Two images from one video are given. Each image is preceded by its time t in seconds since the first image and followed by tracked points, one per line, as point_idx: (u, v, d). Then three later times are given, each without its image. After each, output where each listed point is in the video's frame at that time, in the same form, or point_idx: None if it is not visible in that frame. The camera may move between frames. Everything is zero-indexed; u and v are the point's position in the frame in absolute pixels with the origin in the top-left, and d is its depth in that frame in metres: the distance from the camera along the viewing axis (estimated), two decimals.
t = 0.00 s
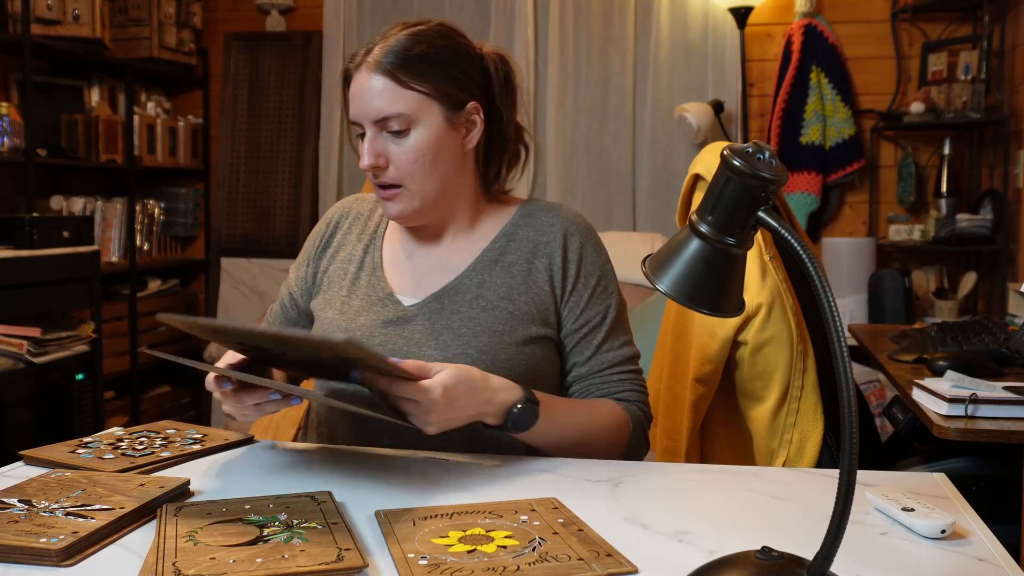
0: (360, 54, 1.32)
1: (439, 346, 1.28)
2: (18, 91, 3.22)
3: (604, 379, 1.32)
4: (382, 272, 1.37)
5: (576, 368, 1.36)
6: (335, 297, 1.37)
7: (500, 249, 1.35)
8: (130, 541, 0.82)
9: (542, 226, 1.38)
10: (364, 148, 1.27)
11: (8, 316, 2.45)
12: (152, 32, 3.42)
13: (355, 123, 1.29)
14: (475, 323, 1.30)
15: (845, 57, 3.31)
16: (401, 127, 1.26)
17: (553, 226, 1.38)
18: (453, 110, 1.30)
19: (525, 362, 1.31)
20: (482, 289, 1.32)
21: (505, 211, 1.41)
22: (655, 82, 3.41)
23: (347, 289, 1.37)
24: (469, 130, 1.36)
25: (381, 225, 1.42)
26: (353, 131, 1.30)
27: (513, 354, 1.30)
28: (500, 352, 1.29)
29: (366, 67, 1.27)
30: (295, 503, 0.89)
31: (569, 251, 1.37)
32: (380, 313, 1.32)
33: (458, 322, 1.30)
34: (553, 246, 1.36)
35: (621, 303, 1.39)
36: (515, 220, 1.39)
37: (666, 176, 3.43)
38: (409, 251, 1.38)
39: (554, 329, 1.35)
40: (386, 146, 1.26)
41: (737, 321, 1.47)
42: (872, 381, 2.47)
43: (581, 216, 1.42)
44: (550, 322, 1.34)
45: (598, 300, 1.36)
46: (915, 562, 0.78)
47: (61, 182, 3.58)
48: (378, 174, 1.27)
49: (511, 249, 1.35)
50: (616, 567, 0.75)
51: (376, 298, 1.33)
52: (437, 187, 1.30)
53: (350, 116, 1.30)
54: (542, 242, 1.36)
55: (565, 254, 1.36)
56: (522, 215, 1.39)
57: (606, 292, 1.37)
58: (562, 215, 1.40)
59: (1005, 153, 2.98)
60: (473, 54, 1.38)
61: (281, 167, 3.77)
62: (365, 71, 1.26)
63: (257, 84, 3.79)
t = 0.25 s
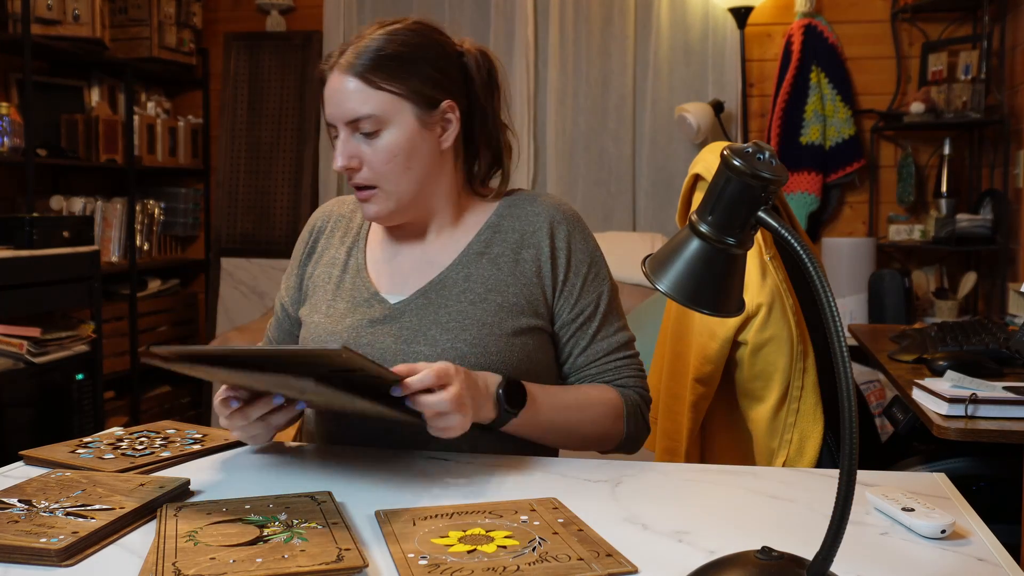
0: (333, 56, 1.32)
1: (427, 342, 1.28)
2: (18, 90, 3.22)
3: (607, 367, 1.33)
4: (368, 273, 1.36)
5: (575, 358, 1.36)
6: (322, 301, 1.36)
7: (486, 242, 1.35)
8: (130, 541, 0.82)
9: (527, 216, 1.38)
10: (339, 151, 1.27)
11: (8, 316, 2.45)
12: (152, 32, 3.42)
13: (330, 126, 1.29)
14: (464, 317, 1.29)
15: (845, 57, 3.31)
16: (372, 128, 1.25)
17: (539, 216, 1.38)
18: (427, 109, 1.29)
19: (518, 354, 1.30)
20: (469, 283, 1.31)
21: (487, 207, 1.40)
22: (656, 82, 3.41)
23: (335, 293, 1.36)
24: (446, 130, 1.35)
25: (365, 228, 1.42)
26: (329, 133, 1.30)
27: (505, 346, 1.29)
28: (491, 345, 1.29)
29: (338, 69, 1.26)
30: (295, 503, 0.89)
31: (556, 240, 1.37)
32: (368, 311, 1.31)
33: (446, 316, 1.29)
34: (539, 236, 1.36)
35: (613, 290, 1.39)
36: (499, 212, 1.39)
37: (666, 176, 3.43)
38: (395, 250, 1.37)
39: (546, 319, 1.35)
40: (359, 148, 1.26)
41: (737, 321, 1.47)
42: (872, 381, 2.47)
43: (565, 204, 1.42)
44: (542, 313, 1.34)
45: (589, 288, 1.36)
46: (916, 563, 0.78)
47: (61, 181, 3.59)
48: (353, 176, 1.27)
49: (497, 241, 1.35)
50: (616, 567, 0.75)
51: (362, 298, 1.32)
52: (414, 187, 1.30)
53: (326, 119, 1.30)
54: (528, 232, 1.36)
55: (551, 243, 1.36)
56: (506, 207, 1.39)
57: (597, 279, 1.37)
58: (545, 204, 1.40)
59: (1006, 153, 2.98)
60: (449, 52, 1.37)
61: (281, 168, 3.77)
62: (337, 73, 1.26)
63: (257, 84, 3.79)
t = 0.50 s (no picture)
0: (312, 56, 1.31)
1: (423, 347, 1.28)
2: (18, 90, 3.22)
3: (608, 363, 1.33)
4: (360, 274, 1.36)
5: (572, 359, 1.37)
6: (317, 303, 1.37)
7: (479, 244, 1.34)
8: (130, 541, 0.82)
9: (520, 218, 1.36)
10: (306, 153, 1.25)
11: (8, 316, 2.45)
12: (152, 33, 3.42)
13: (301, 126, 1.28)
14: (459, 323, 1.29)
15: (845, 57, 3.31)
16: (335, 131, 1.23)
17: (532, 218, 1.36)
18: (389, 112, 1.25)
19: (514, 357, 1.31)
20: (464, 287, 1.31)
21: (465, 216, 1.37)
22: (655, 82, 3.41)
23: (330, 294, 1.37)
24: (411, 136, 1.29)
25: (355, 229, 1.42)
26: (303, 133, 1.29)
27: (500, 350, 1.30)
28: (486, 349, 1.29)
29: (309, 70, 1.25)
30: (295, 503, 0.89)
31: (550, 242, 1.35)
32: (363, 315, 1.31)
33: (441, 322, 1.30)
34: (533, 239, 1.35)
35: (608, 290, 1.39)
36: (491, 214, 1.37)
37: (666, 176, 3.43)
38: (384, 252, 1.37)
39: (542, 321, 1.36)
40: (322, 151, 1.23)
41: (737, 321, 1.47)
42: (872, 381, 2.47)
43: (558, 203, 1.40)
44: (537, 316, 1.34)
45: (584, 290, 1.36)
46: (915, 563, 0.78)
47: (61, 182, 3.59)
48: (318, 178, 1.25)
49: (490, 243, 1.34)
50: (616, 567, 0.75)
51: (357, 302, 1.32)
52: (380, 192, 1.27)
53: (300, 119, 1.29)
54: (522, 235, 1.35)
55: (545, 245, 1.35)
56: (497, 208, 1.38)
57: (593, 279, 1.37)
58: (538, 204, 1.38)
59: (1006, 153, 2.98)
60: (425, 54, 1.32)
61: (281, 168, 3.77)
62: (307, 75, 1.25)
63: (257, 84, 3.79)
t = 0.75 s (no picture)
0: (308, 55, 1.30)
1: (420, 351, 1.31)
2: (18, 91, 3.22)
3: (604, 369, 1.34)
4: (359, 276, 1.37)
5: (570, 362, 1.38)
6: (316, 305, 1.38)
7: (476, 248, 1.34)
8: (130, 541, 0.82)
9: (517, 223, 1.36)
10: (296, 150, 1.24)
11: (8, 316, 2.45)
12: (152, 33, 3.42)
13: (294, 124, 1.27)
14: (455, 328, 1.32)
15: (845, 57, 3.30)
16: (323, 130, 1.21)
17: (529, 223, 1.36)
18: (376, 109, 1.23)
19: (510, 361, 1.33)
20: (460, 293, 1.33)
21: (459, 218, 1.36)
22: (655, 82, 3.41)
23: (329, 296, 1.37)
24: (399, 135, 1.26)
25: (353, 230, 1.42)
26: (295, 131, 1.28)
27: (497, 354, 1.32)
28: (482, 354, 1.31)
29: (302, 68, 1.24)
30: (295, 503, 0.89)
31: (547, 247, 1.36)
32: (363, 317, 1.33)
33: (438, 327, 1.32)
34: (529, 244, 1.35)
35: (606, 294, 1.39)
36: (488, 216, 1.37)
37: (666, 176, 3.43)
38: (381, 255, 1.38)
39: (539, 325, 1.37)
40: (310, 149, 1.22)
41: (737, 321, 1.47)
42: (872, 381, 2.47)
43: (556, 208, 1.40)
44: (534, 320, 1.36)
45: (582, 294, 1.36)
46: (915, 563, 0.78)
47: (61, 182, 3.59)
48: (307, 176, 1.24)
49: (486, 247, 1.35)
50: (615, 567, 0.75)
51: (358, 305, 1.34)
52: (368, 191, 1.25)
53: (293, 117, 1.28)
54: (519, 240, 1.35)
55: (542, 250, 1.35)
56: (495, 211, 1.38)
57: (590, 283, 1.37)
58: (536, 208, 1.38)
59: (1006, 153, 2.98)
60: (416, 54, 1.31)
61: (281, 168, 3.77)
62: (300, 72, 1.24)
63: (257, 84, 3.79)
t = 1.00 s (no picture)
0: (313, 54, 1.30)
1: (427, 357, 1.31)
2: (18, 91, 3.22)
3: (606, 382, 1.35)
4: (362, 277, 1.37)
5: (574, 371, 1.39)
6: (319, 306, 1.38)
7: (483, 255, 1.34)
8: (130, 541, 0.82)
9: (525, 231, 1.36)
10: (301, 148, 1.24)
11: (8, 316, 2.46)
12: (152, 33, 3.42)
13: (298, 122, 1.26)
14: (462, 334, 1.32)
15: (845, 57, 3.30)
16: (329, 127, 1.21)
17: (536, 231, 1.36)
18: (381, 108, 1.22)
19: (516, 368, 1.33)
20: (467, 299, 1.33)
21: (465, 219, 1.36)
22: (655, 82, 3.41)
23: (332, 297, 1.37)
24: (404, 134, 1.26)
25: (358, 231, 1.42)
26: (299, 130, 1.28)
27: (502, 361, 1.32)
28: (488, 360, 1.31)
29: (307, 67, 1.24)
30: (295, 503, 0.89)
31: (554, 256, 1.36)
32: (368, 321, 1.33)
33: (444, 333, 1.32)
34: (537, 253, 1.35)
35: (612, 303, 1.40)
36: (496, 223, 1.37)
37: (666, 176, 3.43)
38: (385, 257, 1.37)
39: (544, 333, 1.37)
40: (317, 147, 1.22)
41: (737, 321, 1.47)
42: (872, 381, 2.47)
43: (563, 215, 1.40)
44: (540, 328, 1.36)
45: (588, 304, 1.36)
46: (916, 562, 0.78)
47: (61, 182, 3.59)
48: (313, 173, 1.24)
49: (494, 254, 1.34)
50: (615, 567, 0.75)
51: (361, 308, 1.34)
52: (374, 189, 1.25)
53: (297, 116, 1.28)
54: (526, 249, 1.35)
55: (549, 259, 1.35)
56: (502, 217, 1.38)
57: (597, 293, 1.37)
58: (543, 216, 1.38)
59: (1006, 153, 2.98)
60: (422, 54, 1.30)
61: (281, 168, 3.77)
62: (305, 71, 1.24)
63: (257, 84, 3.79)
